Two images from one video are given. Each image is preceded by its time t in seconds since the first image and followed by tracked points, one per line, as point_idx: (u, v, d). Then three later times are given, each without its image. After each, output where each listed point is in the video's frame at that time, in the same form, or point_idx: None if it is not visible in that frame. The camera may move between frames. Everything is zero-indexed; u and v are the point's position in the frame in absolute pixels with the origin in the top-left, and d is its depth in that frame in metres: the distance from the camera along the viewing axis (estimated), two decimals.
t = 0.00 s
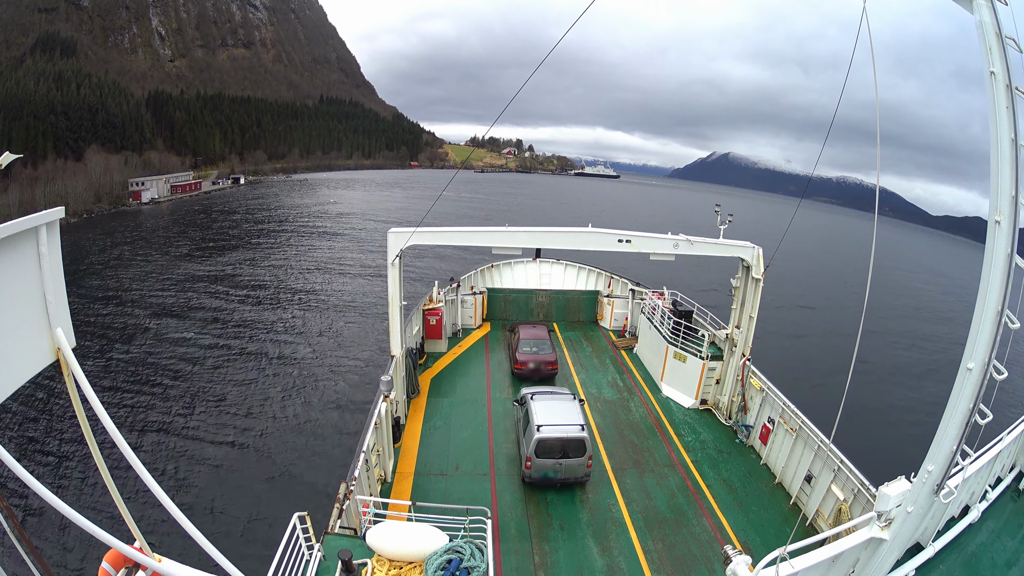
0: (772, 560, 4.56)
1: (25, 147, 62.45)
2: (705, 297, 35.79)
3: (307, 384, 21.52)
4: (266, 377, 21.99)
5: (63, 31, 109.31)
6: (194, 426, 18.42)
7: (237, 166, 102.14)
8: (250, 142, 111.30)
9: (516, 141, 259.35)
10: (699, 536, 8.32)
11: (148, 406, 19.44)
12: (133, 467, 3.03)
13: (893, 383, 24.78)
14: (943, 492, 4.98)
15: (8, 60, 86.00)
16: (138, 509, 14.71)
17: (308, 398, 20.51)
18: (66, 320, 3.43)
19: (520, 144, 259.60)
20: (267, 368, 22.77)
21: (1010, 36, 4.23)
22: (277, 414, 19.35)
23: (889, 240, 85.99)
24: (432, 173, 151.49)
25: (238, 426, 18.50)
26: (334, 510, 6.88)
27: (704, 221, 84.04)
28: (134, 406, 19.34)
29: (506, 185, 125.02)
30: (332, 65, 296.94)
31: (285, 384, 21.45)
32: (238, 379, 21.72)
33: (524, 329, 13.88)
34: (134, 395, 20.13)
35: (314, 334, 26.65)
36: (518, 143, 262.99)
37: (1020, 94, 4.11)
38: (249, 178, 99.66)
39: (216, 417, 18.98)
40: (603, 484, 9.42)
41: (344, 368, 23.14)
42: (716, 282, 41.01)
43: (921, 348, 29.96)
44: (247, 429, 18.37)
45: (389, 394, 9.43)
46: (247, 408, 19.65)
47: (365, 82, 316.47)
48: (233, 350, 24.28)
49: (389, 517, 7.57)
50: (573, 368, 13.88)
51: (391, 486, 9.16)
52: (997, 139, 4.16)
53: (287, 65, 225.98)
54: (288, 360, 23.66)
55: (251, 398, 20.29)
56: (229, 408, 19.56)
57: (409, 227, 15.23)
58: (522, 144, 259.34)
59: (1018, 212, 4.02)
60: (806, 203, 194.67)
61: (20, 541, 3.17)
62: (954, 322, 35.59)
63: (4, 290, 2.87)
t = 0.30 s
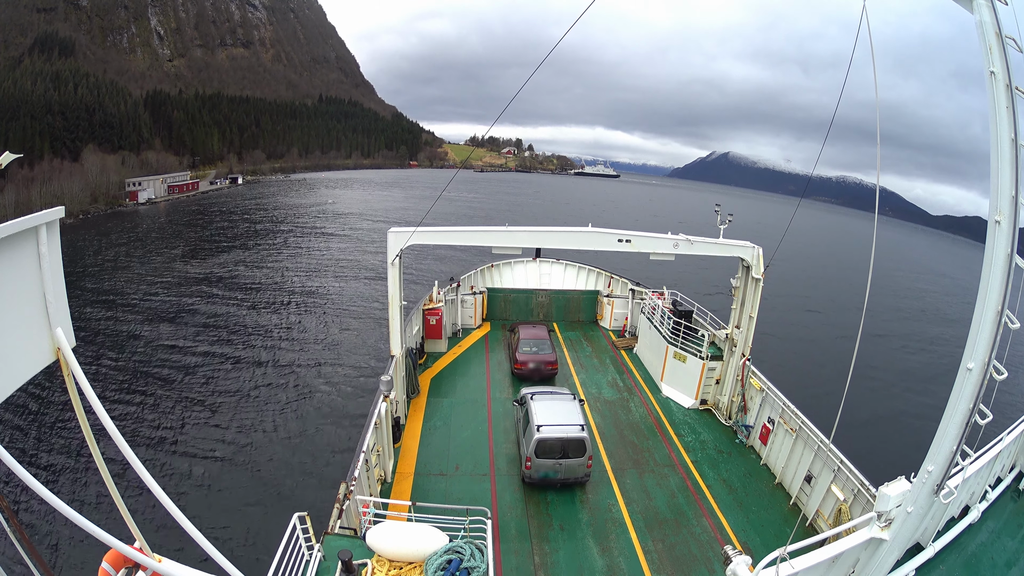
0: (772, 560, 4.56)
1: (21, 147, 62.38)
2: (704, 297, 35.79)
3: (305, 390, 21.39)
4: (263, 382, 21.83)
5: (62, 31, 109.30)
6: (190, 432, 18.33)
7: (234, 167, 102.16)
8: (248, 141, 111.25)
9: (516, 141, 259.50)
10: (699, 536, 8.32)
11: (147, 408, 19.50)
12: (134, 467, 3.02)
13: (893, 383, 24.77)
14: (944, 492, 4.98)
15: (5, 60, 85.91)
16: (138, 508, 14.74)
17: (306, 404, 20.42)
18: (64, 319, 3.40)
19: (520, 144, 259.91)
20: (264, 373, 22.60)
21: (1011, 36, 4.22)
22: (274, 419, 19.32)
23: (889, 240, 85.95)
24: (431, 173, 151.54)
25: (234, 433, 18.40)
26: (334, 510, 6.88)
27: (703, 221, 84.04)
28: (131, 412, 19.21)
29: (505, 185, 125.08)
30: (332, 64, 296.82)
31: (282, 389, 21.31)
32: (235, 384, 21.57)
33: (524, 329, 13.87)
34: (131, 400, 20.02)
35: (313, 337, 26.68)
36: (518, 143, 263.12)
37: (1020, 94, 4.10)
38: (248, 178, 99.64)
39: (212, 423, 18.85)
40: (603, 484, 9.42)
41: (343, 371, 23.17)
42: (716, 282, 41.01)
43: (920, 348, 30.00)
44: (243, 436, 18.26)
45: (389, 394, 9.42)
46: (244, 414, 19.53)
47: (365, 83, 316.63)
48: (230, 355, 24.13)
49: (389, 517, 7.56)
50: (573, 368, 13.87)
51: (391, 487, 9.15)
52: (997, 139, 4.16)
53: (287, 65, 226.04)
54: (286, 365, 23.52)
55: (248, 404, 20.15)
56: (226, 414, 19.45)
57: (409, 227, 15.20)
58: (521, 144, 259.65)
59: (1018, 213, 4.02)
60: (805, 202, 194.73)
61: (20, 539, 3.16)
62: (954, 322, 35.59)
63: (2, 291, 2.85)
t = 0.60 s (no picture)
0: (771, 560, 4.56)
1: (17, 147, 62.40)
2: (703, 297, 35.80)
3: (304, 389, 21.09)
4: (262, 382, 21.53)
5: (61, 31, 109.34)
6: (186, 432, 18.04)
7: (233, 166, 102.19)
8: (247, 141, 111.29)
9: (516, 141, 259.47)
10: (699, 536, 8.32)
11: (145, 406, 19.45)
12: (132, 467, 3.02)
13: (893, 383, 24.76)
14: (943, 492, 4.98)
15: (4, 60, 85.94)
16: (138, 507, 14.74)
17: (304, 402, 20.14)
18: (65, 320, 3.42)
19: (519, 143, 259.89)
20: (261, 374, 22.23)
21: (1011, 36, 4.23)
22: (271, 417, 19.04)
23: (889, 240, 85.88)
24: (431, 173, 151.52)
25: (233, 431, 18.23)
26: (334, 510, 6.88)
27: (703, 220, 84.04)
28: (126, 412, 18.91)
29: (505, 185, 125.07)
30: (331, 64, 296.93)
31: (280, 390, 20.98)
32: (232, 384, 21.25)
33: (524, 329, 13.87)
34: (125, 401, 19.70)
35: (311, 335, 26.55)
36: (518, 142, 263.07)
37: (1021, 94, 4.10)
38: (247, 178, 99.57)
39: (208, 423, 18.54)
40: (603, 484, 9.42)
41: (341, 368, 23.07)
42: (716, 282, 41.00)
43: (920, 348, 29.97)
44: (240, 435, 17.99)
45: (389, 394, 9.43)
46: (240, 413, 19.20)
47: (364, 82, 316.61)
48: (228, 355, 23.75)
49: (389, 517, 7.56)
50: (573, 368, 13.87)
51: (391, 487, 9.15)
52: (996, 140, 4.16)
53: (286, 65, 226.05)
54: (284, 362, 23.44)
55: (245, 403, 19.94)
56: (222, 415, 19.11)
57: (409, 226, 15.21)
58: (521, 144, 259.58)
59: (1019, 213, 4.01)
60: (805, 202, 194.63)
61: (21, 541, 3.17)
62: (954, 322, 35.57)
63: (2, 293, 2.86)
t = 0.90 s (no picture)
0: (771, 560, 4.56)
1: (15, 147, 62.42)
2: (703, 298, 35.81)
3: (299, 393, 20.99)
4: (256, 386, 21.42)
5: (60, 31, 109.40)
6: (181, 437, 17.97)
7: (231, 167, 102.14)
8: (246, 141, 111.37)
9: (516, 141, 259.60)
10: (699, 536, 8.32)
11: (143, 408, 19.54)
12: (132, 465, 3.02)
13: (893, 383, 24.76)
14: (943, 492, 4.98)
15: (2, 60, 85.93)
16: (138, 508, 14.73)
17: (298, 407, 20.04)
18: (66, 319, 3.41)
19: (519, 143, 259.94)
20: (258, 377, 22.21)
21: (1011, 36, 4.22)
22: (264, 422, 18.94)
23: (888, 240, 85.83)
24: (430, 173, 151.48)
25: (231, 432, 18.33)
26: (334, 510, 6.88)
27: (703, 221, 84.02)
28: (122, 416, 18.85)
29: (504, 185, 125.11)
30: (331, 63, 296.97)
31: (277, 393, 20.95)
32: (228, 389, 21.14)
33: (524, 328, 13.87)
34: (121, 405, 19.64)
35: (308, 337, 26.53)
36: (518, 142, 263.05)
37: (1020, 94, 4.09)
38: (245, 178, 99.51)
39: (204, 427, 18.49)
40: (603, 483, 9.43)
41: (338, 371, 23.03)
42: (715, 282, 40.99)
43: (920, 347, 30.00)
44: (236, 440, 17.92)
45: (389, 394, 9.43)
46: (236, 418, 19.12)
47: (364, 82, 316.92)
48: (223, 359, 23.64)
49: (389, 517, 7.55)
50: (573, 368, 13.88)
51: (391, 486, 9.15)
52: (997, 140, 4.16)
53: (285, 65, 226.12)
54: (282, 364, 23.42)
55: (242, 406, 19.98)
56: (217, 420, 19.03)
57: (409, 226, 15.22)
58: (521, 144, 259.61)
59: (1018, 213, 4.01)
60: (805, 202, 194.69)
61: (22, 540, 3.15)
62: (953, 322, 35.56)
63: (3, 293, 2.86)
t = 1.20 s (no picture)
0: (772, 560, 4.55)
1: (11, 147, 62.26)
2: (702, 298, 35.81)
3: (295, 396, 20.80)
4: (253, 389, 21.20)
5: (58, 30, 109.28)
6: (175, 442, 17.74)
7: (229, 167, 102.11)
8: (245, 141, 111.38)
9: (516, 142, 259.82)
10: (699, 536, 8.32)
11: (143, 409, 19.49)
12: (131, 465, 3.02)
13: (893, 383, 24.74)
14: (944, 492, 4.98)
15: None
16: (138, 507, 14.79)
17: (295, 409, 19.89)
18: (65, 320, 3.42)
19: (519, 144, 260.13)
20: (257, 379, 22.13)
21: (1010, 36, 4.23)
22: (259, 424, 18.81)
23: (888, 240, 85.86)
24: (430, 173, 151.60)
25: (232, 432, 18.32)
26: (334, 510, 6.88)
27: (703, 221, 84.01)
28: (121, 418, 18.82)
29: (504, 185, 125.17)
30: (330, 64, 297.00)
31: (277, 395, 20.88)
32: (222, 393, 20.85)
33: (524, 329, 13.87)
34: (122, 405, 19.63)
35: (308, 337, 26.45)
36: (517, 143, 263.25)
37: (1020, 94, 4.11)
38: (244, 179, 99.51)
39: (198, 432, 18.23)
40: (603, 484, 9.43)
41: (338, 372, 22.98)
42: (715, 282, 41.00)
43: (920, 348, 30.00)
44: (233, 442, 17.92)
45: (389, 394, 9.43)
46: (231, 421, 18.93)
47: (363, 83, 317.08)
48: (218, 363, 23.36)
49: (389, 517, 7.55)
50: (573, 368, 13.87)
51: (391, 487, 9.15)
52: (997, 140, 4.16)
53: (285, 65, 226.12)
54: (282, 365, 23.35)
55: (242, 407, 19.94)
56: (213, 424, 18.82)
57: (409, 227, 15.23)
58: (520, 144, 259.79)
59: (1018, 213, 4.02)
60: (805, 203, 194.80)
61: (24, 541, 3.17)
62: (953, 323, 35.56)
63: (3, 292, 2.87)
